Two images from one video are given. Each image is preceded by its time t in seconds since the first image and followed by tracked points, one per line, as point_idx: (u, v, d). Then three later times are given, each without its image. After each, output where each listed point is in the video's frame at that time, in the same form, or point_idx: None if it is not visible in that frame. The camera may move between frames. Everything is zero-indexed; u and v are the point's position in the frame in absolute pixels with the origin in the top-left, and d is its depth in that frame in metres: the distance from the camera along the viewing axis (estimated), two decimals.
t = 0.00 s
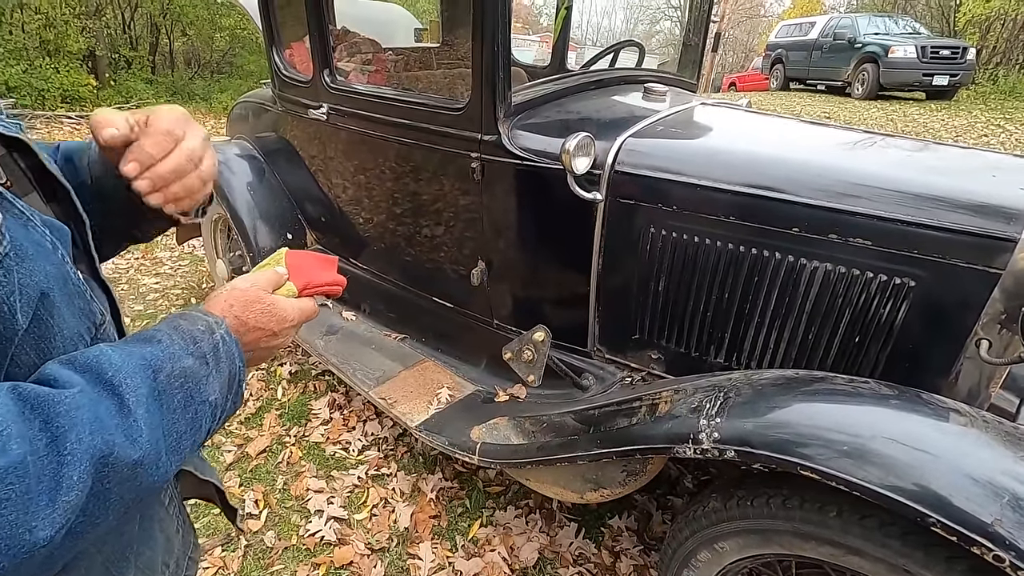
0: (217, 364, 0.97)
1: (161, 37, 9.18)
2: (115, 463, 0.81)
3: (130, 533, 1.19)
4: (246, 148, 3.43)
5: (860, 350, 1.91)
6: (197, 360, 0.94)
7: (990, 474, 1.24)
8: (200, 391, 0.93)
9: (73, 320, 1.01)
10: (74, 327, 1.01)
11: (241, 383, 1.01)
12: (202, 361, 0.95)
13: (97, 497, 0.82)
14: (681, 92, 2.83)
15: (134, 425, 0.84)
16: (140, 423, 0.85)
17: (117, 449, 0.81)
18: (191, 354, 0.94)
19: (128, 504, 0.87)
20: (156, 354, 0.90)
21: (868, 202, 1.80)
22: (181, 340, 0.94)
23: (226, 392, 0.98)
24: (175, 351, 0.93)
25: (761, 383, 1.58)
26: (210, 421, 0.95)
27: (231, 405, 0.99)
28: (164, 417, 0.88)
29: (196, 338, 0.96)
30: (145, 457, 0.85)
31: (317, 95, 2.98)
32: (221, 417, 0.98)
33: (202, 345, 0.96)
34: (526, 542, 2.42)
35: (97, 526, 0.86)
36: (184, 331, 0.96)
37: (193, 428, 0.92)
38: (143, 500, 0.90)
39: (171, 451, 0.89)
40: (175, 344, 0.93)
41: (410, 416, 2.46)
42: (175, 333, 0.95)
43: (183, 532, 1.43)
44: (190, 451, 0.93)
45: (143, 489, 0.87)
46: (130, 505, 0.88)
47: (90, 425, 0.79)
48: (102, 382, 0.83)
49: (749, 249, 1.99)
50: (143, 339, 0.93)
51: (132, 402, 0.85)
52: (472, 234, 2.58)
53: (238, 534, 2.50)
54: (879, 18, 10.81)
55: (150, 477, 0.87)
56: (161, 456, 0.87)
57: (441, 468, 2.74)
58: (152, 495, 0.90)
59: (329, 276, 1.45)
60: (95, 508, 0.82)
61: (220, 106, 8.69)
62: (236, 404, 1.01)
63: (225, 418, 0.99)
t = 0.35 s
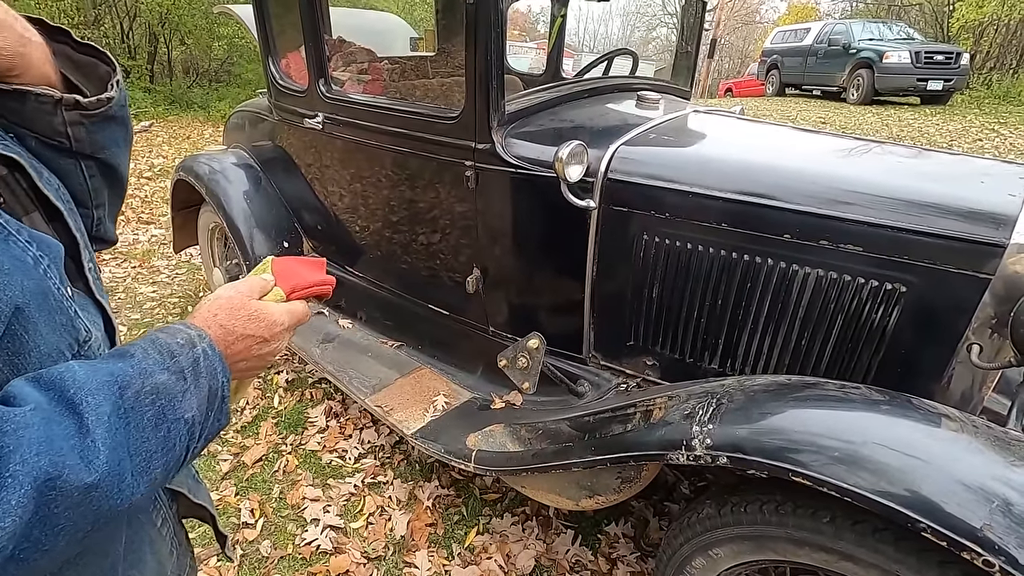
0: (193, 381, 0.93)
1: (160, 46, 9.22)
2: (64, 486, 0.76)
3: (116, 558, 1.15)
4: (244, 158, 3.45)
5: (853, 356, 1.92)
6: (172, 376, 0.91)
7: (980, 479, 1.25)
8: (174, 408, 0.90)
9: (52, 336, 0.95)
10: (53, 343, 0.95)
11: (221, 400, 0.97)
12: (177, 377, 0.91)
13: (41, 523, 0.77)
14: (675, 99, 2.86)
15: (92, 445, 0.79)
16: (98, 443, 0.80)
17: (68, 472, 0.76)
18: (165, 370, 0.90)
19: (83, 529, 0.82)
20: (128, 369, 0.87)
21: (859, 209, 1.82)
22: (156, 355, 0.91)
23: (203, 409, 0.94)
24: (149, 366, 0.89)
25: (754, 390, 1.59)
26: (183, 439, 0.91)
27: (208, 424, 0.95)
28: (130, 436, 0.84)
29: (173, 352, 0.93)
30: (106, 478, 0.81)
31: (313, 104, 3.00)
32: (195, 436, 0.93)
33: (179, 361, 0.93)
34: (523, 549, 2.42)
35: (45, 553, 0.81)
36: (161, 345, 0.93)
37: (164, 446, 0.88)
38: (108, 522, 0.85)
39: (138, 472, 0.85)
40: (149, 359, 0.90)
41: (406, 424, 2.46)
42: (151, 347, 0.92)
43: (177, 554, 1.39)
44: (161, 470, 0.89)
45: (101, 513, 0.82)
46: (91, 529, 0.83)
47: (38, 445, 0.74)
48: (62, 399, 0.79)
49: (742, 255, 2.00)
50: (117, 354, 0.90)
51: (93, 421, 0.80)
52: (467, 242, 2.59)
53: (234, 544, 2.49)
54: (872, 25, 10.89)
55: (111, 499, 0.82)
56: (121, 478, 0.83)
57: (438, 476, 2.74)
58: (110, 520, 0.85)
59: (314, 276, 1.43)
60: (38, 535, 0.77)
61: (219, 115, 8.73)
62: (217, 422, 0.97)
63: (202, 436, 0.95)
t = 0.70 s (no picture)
0: (162, 395, 0.92)
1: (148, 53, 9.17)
2: (12, 509, 0.72)
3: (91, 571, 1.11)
4: (230, 164, 3.43)
5: (840, 356, 1.93)
6: (139, 390, 0.89)
7: (966, 477, 1.25)
8: (141, 423, 0.88)
9: (18, 351, 0.91)
10: (19, 357, 0.92)
11: (192, 414, 0.96)
12: (145, 391, 0.90)
13: None
14: (662, 103, 2.87)
15: (47, 464, 0.76)
16: (53, 462, 0.76)
17: (16, 494, 0.72)
18: (133, 383, 0.89)
19: (33, 554, 0.77)
20: (91, 383, 0.85)
21: (843, 210, 1.83)
22: (124, 368, 0.89)
23: (172, 425, 0.92)
24: (115, 380, 0.87)
25: (742, 391, 1.59)
26: (150, 456, 0.89)
27: (178, 439, 0.94)
28: (92, 453, 0.81)
29: (142, 365, 0.91)
30: (63, 498, 0.77)
31: (299, 110, 2.98)
32: (162, 454, 0.91)
33: (148, 374, 0.91)
34: (515, 556, 2.40)
35: None
36: (129, 358, 0.91)
37: (128, 464, 0.86)
38: (63, 548, 0.81)
39: (99, 491, 0.82)
40: (116, 373, 0.88)
41: (396, 431, 2.44)
42: (119, 360, 0.90)
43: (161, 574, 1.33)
44: (125, 489, 0.86)
45: (53, 537, 0.78)
46: (44, 555, 0.79)
47: None
48: (18, 415, 0.75)
49: (729, 257, 2.00)
50: (81, 368, 0.87)
51: (48, 438, 0.77)
52: (456, 247, 2.59)
53: (221, 555, 2.46)
54: (858, 29, 11.02)
55: (66, 522, 0.78)
56: (79, 498, 0.79)
57: (428, 483, 2.71)
58: (64, 545, 0.80)
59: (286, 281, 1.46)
60: None
61: (208, 123, 8.69)
62: (190, 438, 0.96)
63: (171, 453, 0.93)
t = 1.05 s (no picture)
0: (130, 417, 0.89)
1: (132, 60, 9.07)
2: None
3: None
4: (214, 172, 3.39)
5: (827, 358, 1.93)
6: (105, 413, 0.87)
7: (950, 479, 1.25)
8: (107, 448, 0.85)
9: None
10: None
11: (163, 435, 0.94)
12: (112, 414, 0.87)
13: None
14: (647, 107, 2.88)
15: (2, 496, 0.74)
16: (9, 494, 0.74)
17: None
18: (98, 406, 0.86)
19: None
20: (53, 408, 0.82)
21: (827, 212, 1.84)
22: (89, 390, 0.87)
23: (142, 447, 0.90)
24: (79, 404, 0.85)
25: (729, 395, 1.58)
26: (118, 481, 0.87)
27: (148, 461, 0.92)
28: (53, 482, 0.79)
29: (109, 386, 0.89)
30: (20, 531, 0.75)
31: (283, 116, 2.95)
32: (131, 478, 0.89)
33: (115, 396, 0.89)
34: (505, 564, 2.38)
35: None
36: (95, 378, 0.89)
37: (94, 490, 0.84)
38: None
39: (61, 521, 0.80)
40: (80, 395, 0.86)
41: (384, 440, 2.41)
42: (84, 382, 0.87)
43: None
44: (89, 517, 0.84)
45: (12, 570, 0.76)
46: None
47: None
48: None
49: (715, 260, 2.00)
50: (43, 392, 0.85)
51: (5, 468, 0.75)
52: (443, 253, 2.57)
53: (206, 569, 2.42)
54: (841, 33, 11.16)
55: (25, 554, 0.76)
56: (38, 529, 0.77)
57: (418, 492, 2.69)
58: None
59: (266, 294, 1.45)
60: None
61: (194, 129, 8.61)
62: (162, 460, 0.94)
63: (142, 476, 0.91)
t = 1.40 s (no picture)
0: (114, 447, 0.88)
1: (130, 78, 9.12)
2: None
3: None
4: (211, 189, 3.39)
5: (824, 369, 1.93)
6: (88, 444, 0.86)
7: (951, 491, 1.25)
8: (90, 480, 0.84)
9: None
10: None
11: (149, 464, 0.93)
12: (96, 444, 0.86)
13: None
14: (642, 120, 2.90)
15: None
16: None
17: None
18: (81, 437, 0.85)
19: None
20: (32, 441, 0.81)
21: (821, 223, 1.85)
22: (71, 421, 0.86)
23: (128, 477, 0.89)
24: (60, 436, 0.84)
25: (727, 408, 1.58)
26: (102, 513, 0.86)
27: (134, 491, 0.91)
28: (33, 518, 0.78)
29: (92, 416, 0.88)
30: None
31: (280, 134, 2.97)
32: (116, 509, 0.88)
33: (98, 426, 0.88)
34: None
35: None
36: (78, 409, 0.88)
37: (76, 525, 0.82)
38: None
39: (42, 557, 0.78)
40: (62, 427, 0.85)
41: (383, 456, 2.39)
42: (66, 413, 0.87)
43: None
44: (72, 552, 0.82)
45: None
46: None
47: None
48: None
49: (711, 273, 2.01)
50: (24, 424, 0.84)
51: None
52: (440, 268, 2.57)
53: None
54: (833, 42, 11.27)
55: None
56: (17, 567, 0.76)
57: (417, 508, 2.67)
58: None
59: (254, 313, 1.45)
60: None
61: (192, 146, 8.65)
62: (148, 489, 0.94)
63: (128, 506, 0.90)
